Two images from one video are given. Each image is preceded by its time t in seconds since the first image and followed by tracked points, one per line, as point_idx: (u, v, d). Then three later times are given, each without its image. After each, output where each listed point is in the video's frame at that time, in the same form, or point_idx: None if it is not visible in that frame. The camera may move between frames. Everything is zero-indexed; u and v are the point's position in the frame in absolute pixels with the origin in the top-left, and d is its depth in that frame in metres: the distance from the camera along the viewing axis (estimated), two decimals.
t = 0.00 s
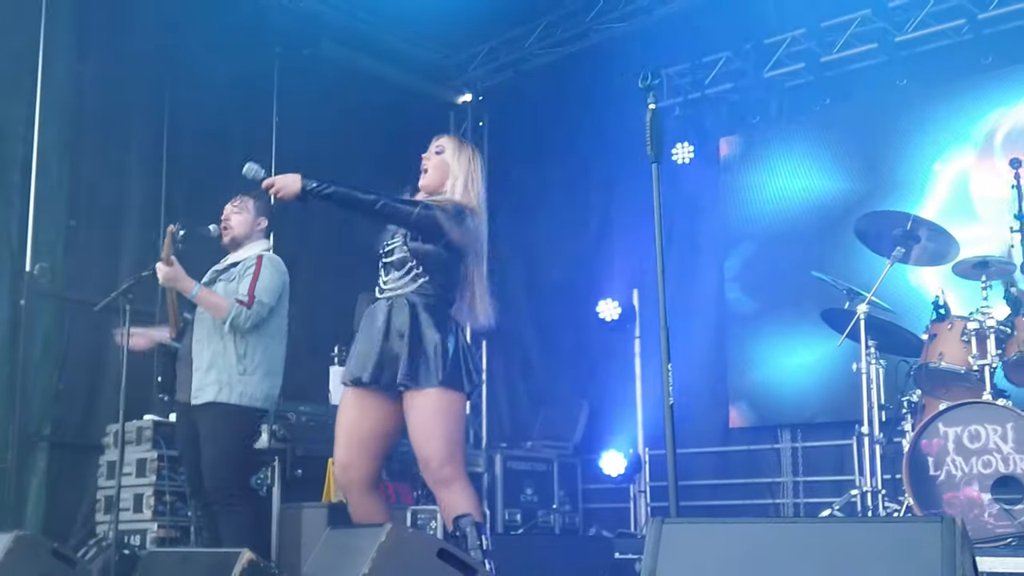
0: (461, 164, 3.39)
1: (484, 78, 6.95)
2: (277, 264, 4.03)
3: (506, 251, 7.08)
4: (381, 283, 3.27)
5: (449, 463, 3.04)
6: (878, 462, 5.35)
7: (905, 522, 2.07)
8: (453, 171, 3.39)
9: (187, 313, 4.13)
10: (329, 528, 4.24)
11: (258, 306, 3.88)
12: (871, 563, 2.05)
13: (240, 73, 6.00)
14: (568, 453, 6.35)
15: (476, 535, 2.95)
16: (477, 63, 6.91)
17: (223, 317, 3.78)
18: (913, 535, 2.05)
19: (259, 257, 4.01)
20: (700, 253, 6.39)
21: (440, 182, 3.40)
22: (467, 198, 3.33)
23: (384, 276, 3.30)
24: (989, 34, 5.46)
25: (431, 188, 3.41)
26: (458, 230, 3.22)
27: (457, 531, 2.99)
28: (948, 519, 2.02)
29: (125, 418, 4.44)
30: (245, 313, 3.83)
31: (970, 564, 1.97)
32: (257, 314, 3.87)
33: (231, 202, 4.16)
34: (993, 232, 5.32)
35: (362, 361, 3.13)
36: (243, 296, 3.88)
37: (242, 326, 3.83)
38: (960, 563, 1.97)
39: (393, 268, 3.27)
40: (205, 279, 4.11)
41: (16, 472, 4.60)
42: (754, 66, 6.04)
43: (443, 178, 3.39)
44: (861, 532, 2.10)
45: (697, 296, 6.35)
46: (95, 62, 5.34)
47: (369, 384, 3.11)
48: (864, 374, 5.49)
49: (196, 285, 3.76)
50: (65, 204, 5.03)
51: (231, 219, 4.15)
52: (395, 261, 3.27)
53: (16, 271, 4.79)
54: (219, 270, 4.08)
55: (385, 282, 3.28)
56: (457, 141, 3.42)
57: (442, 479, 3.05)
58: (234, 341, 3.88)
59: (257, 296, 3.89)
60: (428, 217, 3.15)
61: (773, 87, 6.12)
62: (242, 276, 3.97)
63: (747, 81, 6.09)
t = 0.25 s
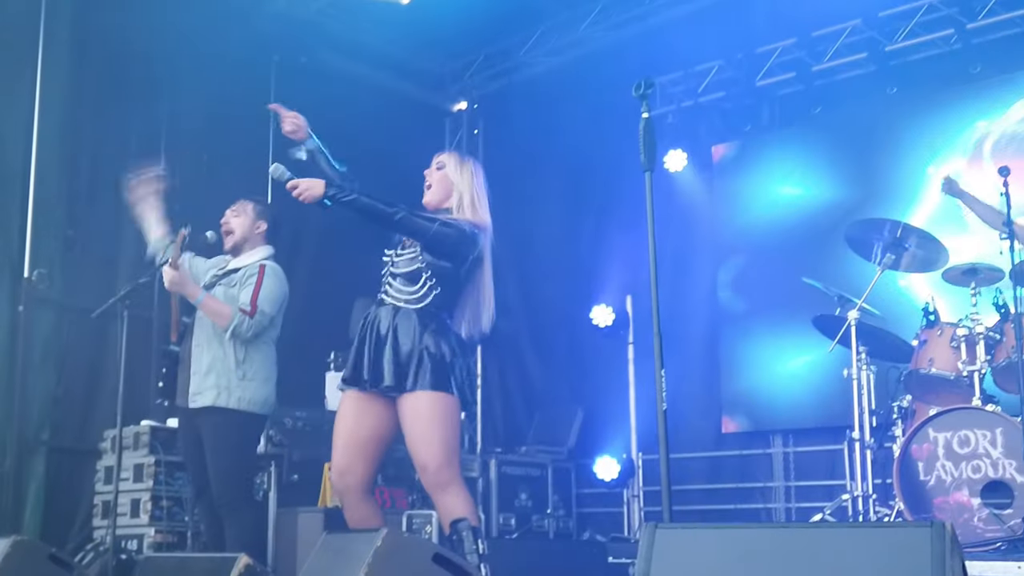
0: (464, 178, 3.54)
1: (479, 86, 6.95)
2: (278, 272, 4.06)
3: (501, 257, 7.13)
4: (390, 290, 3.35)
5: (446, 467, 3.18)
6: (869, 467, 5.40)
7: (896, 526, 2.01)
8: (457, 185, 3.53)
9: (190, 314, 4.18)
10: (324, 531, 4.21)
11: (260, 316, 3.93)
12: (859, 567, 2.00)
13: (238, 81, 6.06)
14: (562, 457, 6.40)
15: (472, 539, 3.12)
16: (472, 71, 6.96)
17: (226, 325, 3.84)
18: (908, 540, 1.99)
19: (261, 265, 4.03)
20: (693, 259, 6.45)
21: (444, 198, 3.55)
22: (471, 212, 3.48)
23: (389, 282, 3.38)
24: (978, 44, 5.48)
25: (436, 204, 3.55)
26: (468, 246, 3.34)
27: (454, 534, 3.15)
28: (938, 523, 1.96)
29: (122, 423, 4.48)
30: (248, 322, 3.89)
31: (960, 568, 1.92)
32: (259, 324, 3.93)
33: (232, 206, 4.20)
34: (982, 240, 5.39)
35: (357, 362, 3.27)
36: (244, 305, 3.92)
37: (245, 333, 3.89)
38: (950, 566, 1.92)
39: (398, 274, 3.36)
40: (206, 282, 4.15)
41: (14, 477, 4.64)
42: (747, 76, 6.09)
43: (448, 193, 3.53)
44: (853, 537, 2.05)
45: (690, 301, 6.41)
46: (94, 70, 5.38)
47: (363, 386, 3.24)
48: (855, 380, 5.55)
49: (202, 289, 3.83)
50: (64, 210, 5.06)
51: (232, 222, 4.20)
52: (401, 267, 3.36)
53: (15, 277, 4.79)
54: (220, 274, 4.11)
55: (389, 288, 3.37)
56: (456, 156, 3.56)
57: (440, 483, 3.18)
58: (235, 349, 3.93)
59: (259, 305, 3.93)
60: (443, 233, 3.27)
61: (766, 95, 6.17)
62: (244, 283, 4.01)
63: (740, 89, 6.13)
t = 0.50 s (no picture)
0: (454, 187, 3.64)
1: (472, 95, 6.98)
2: (275, 281, 4.11)
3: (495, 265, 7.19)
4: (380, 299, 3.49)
5: (439, 474, 3.36)
6: (859, 473, 5.46)
7: (885, 532, 2.18)
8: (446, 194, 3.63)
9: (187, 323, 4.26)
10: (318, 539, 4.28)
11: (258, 325, 3.98)
12: (851, 566, 2.16)
13: (234, 90, 6.12)
14: (556, 464, 6.45)
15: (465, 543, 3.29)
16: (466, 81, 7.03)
17: (223, 335, 3.89)
18: (892, 543, 2.16)
19: (259, 274, 4.08)
20: (683, 266, 6.50)
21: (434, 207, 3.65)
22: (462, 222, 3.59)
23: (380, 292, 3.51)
24: (966, 55, 5.57)
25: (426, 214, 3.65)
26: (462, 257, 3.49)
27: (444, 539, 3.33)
28: (926, 528, 2.12)
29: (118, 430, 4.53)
30: (246, 332, 3.94)
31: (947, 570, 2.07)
32: (257, 333, 3.98)
33: (233, 215, 4.24)
34: (970, 249, 5.45)
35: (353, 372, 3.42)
36: (243, 316, 3.97)
37: (241, 344, 3.94)
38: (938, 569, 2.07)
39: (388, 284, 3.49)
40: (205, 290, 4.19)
41: (11, 484, 4.68)
42: (737, 86, 6.18)
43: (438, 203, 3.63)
44: (841, 540, 2.21)
45: (682, 308, 6.44)
46: (92, 79, 5.45)
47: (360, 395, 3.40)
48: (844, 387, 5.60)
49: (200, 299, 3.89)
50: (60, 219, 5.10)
51: (231, 231, 4.24)
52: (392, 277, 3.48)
53: (12, 285, 4.83)
54: (218, 282, 4.15)
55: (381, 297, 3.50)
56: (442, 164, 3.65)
57: (432, 490, 3.36)
58: (233, 358, 3.96)
59: (257, 315, 3.98)
60: (437, 245, 3.40)
61: (755, 105, 6.23)
62: (242, 293, 4.06)
63: (730, 100, 6.21)
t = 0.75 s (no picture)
0: (443, 196, 3.42)
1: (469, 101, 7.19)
2: (276, 284, 4.17)
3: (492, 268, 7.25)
4: (370, 307, 3.31)
5: (436, 475, 3.08)
6: (853, 474, 5.50)
7: (879, 532, 2.05)
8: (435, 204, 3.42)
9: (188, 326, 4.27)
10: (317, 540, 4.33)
11: (257, 322, 4.01)
12: (841, 566, 2.03)
13: (235, 94, 6.18)
14: (553, 465, 6.50)
15: (461, 545, 2.99)
16: (463, 87, 7.17)
17: (223, 331, 3.92)
18: (886, 547, 2.02)
19: (259, 275, 4.14)
20: (680, 269, 6.55)
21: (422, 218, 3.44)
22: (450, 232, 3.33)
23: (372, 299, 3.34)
24: (958, 60, 5.67)
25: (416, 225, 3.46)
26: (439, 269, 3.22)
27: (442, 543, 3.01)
28: (919, 530, 2.01)
29: (118, 432, 4.58)
30: (245, 328, 3.96)
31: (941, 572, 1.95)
32: (256, 330, 4.01)
33: (234, 219, 4.33)
34: (963, 253, 5.50)
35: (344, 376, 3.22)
36: (243, 313, 4.01)
37: (241, 341, 3.96)
38: (932, 570, 1.95)
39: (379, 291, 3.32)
40: (206, 294, 4.26)
41: (11, 485, 4.72)
42: (732, 90, 6.30)
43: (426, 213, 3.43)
44: (832, 543, 2.07)
45: (677, 312, 6.51)
46: (93, 81, 5.48)
47: (351, 398, 3.19)
48: (839, 389, 5.64)
49: (199, 298, 3.92)
50: (61, 222, 5.16)
51: (234, 235, 4.30)
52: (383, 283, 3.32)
53: (13, 288, 4.89)
54: (219, 286, 4.22)
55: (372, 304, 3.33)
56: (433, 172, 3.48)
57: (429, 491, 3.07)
58: (235, 358, 4.02)
59: (256, 312, 4.02)
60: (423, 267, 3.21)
61: (749, 110, 6.37)
62: (242, 293, 4.11)
63: (725, 104, 6.33)
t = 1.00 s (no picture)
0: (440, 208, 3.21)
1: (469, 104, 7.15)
2: (277, 287, 4.22)
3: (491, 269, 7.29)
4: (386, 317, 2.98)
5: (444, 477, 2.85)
6: (849, 474, 5.55)
7: (874, 532, 2.02)
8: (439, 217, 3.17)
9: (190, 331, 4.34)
10: (318, 539, 4.38)
11: (258, 327, 4.05)
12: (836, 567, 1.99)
13: (236, 97, 6.23)
14: (551, 466, 6.54)
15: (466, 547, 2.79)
16: (462, 90, 7.17)
17: (225, 335, 3.95)
18: (883, 546, 1.99)
19: (261, 280, 4.19)
20: (677, 269, 6.65)
21: (422, 228, 3.15)
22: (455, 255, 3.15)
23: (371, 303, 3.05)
24: (953, 63, 5.68)
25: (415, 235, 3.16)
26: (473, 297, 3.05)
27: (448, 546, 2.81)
28: (914, 529, 1.98)
29: (120, 432, 4.62)
30: (245, 333, 4.01)
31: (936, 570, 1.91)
32: (257, 334, 4.05)
33: (236, 224, 4.37)
34: (957, 255, 5.54)
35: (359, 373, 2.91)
36: (244, 318, 4.05)
37: (241, 344, 4.01)
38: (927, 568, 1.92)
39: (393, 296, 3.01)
40: (209, 298, 4.33)
41: (14, 485, 4.77)
42: (729, 93, 6.31)
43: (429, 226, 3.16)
44: (830, 544, 2.03)
45: (675, 313, 6.59)
46: (95, 84, 5.53)
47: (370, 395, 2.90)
48: (835, 390, 5.69)
49: (201, 303, 3.96)
50: (64, 225, 5.21)
51: (236, 239, 4.35)
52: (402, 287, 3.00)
53: (15, 290, 4.94)
54: (221, 290, 4.29)
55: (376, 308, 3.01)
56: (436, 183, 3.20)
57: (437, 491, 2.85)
58: (235, 360, 4.07)
59: (258, 317, 4.06)
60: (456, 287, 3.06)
61: (746, 113, 6.43)
62: (244, 297, 4.17)
63: (722, 107, 6.36)
